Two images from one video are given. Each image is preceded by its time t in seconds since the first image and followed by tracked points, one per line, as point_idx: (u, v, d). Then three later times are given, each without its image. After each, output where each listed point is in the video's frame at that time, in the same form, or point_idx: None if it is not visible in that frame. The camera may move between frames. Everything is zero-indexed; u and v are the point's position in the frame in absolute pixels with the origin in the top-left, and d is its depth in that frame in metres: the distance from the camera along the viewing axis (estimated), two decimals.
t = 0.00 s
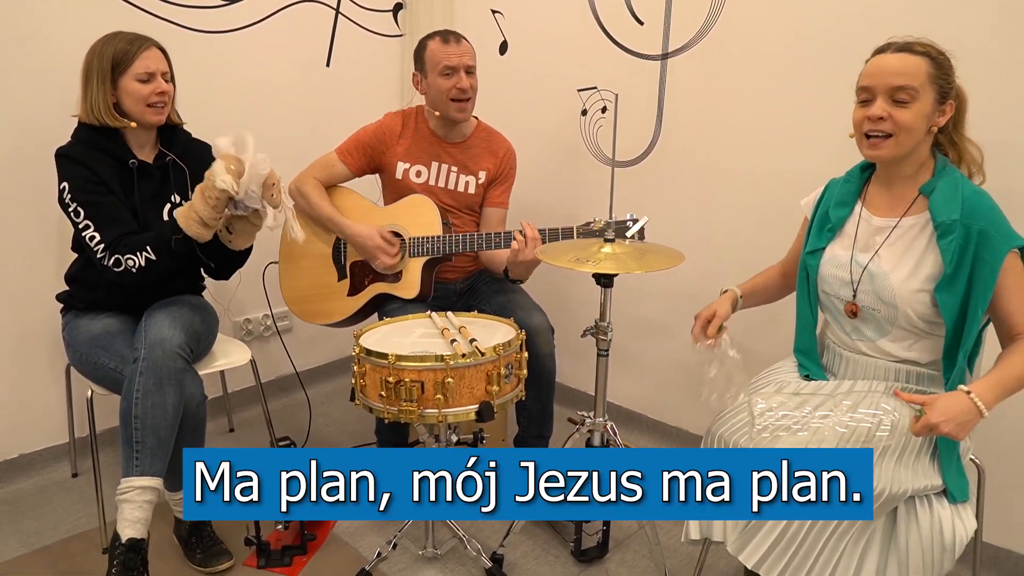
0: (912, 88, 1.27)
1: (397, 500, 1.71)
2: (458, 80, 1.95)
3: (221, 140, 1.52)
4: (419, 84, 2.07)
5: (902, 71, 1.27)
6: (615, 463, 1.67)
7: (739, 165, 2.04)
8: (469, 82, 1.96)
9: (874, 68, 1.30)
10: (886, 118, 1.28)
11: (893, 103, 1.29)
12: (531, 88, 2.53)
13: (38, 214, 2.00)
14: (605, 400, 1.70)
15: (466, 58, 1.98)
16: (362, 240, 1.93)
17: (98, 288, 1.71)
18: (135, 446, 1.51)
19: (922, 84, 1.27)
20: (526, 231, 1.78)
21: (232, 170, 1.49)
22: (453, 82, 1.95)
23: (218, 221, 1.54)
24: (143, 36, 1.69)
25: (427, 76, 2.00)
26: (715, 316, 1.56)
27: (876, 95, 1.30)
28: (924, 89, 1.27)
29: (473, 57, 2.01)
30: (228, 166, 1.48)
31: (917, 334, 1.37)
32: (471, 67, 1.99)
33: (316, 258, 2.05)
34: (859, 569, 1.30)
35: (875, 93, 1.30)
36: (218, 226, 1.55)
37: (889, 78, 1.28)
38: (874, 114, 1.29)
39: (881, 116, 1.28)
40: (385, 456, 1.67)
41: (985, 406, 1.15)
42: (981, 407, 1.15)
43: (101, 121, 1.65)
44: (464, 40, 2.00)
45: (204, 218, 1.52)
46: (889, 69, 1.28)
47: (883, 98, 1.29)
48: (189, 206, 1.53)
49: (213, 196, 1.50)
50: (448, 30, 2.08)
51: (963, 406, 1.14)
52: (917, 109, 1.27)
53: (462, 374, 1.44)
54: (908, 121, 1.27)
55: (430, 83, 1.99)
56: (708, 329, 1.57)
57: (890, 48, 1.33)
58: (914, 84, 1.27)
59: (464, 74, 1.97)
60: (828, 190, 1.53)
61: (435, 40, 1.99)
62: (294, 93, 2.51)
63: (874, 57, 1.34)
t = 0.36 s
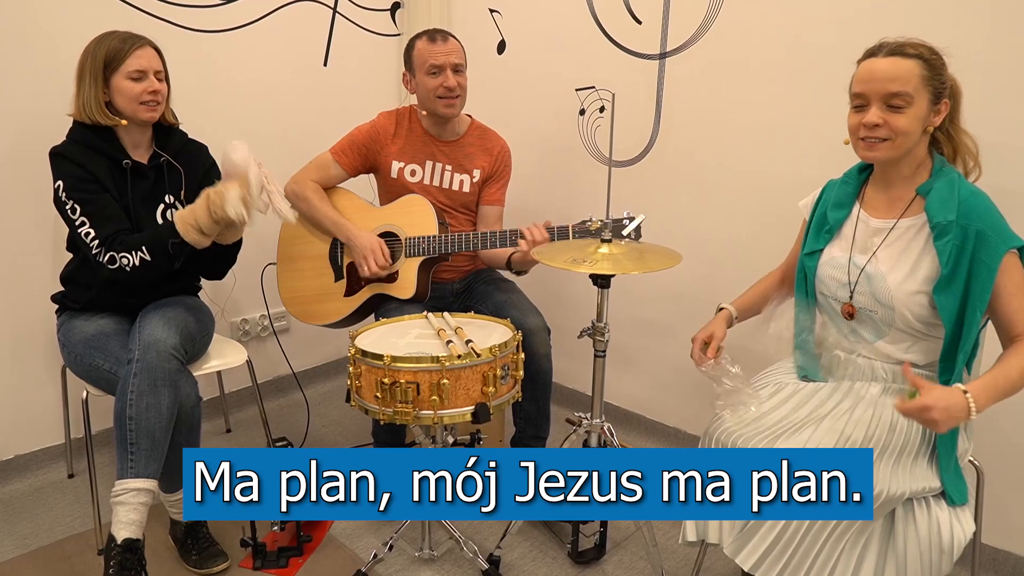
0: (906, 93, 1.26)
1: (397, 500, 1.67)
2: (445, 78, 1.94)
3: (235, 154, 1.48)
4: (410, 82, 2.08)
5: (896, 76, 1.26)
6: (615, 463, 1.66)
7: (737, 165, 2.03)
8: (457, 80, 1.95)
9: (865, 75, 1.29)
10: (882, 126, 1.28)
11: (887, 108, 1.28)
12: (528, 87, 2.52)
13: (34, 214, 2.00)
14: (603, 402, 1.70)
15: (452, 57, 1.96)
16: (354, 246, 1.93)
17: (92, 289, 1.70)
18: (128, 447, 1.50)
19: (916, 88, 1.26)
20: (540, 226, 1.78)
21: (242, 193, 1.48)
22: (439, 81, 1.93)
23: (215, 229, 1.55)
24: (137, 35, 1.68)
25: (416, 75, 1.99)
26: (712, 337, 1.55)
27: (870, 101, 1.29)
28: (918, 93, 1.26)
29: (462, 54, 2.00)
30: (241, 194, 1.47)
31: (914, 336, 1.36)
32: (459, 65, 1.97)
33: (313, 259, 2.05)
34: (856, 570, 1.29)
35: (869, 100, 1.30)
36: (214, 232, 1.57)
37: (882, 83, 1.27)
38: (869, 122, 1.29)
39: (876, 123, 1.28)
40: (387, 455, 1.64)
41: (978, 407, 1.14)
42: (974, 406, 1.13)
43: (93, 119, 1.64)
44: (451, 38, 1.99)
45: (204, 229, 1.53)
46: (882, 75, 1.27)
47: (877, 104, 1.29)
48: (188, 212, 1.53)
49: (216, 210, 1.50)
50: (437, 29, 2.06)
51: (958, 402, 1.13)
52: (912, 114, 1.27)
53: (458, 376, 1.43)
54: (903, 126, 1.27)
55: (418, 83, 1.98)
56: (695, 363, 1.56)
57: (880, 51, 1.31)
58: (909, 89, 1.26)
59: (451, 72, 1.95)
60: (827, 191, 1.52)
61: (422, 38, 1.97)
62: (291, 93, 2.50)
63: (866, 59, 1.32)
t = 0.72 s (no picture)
0: (900, 93, 1.24)
1: (397, 500, 1.66)
2: (437, 77, 1.92)
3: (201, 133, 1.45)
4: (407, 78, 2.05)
5: (888, 76, 1.24)
6: (615, 463, 1.65)
7: (732, 165, 2.02)
8: (449, 80, 1.93)
9: (859, 76, 1.27)
10: (879, 127, 1.26)
11: (882, 109, 1.26)
12: (522, 87, 2.51)
13: (23, 215, 1.98)
14: (594, 404, 1.69)
15: (446, 55, 1.93)
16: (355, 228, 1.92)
17: (79, 292, 1.68)
18: (113, 450, 1.48)
19: (909, 87, 1.24)
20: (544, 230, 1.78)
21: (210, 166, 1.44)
22: (432, 79, 1.92)
23: (192, 216, 1.51)
24: (123, 33, 1.68)
25: (411, 72, 1.98)
26: (700, 332, 1.53)
27: (865, 103, 1.28)
28: (912, 91, 1.25)
29: (458, 51, 1.97)
30: (206, 163, 1.43)
31: (907, 339, 1.34)
32: (453, 64, 1.94)
33: (305, 257, 2.03)
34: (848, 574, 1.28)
35: (863, 102, 1.28)
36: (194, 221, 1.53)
37: (876, 86, 1.25)
38: (866, 124, 1.27)
39: (872, 125, 1.26)
40: (386, 455, 1.62)
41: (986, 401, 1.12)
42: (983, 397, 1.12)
43: (77, 118, 1.63)
44: (447, 33, 1.96)
45: (179, 215, 1.50)
46: (876, 75, 1.25)
47: (871, 105, 1.27)
48: (164, 201, 1.50)
49: (189, 191, 1.48)
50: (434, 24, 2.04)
51: (968, 395, 1.11)
52: (908, 113, 1.25)
53: (444, 379, 1.42)
54: (900, 126, 1.25)
55: (413, 80, 1.97)
56: (682, 357, 1.55)
57: (871, 51, 1.29)
58: (902, 88, 1.24)
59: (443, 70, 1.93)
60: (818, 189, 1.50)
61: (417, 35, 1.95)
62: (284, 92, 2.48)
63: (857, 61, 1.30)
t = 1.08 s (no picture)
0: (896, 87, 1.23)
1: (397, 500, 1.64)
2: (432, 75, 1.90)
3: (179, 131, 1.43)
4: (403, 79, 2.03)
5: (887, 70, 1.23)
6: (615, 463, 1.63)
7: (728, 165, 2.00)
8: (444, 78, 1.91)
9: (859, 67, 1.26)
10: (869, 119, 1.24)
11: (875, 103, 1.25)
12: (517, 87, 2.50)
13: (13, 215, 1.97)
14: (586, 407, 1.67)
15: (443, 54, 1.91)
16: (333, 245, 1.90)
17: (68, 294, 1.66)
18: (101, 454, 1.46)
19: (906, 84, 1.23)
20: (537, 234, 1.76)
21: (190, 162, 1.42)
22: (426, 78, 1.90)
23: (177, 217, 1.50)
24: (114, 33, 1.66)
25: (407, 72, 1.96)
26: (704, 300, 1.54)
27: (860, 94, 1.26)
28: (909, 90, 1.23)
29: (455, 51, 1.94)
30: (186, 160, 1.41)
31: (902, 341, 1.33)
32: (449, 64, 1.92)
33: (298, 259, 2.02)
34: None
35: (859, 94, 1.26)
36: (180, 222, 1.51)
37: (873, 77, 1.24)
38: (856, 115, 1.25)
39: (863, 116, 1.24)
40: (385, 454, 1.60)
41: (987, 426, 1.11)
42: (983, 428, 1.10)
43: (66, 118, 1.61)
44: (445, 34, 1.94)
45: (164, 215, 1.48)
46: (874, 68, 1.24)
47: (866, 97, 1.25)
48: (148, 203, 1.49)
49: (171, 191, 1.45)
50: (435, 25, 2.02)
51: (966, 426, 1.10)
52: (901, 110, 1.23)
53: (435, 383, 1.40)
54: (891, 122, 1.23)
55: (409, 80, 1.96)
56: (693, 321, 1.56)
57: (877, 47, 1.28)
58: (898, 84, 1.22)
59: (438, 70, 1.91)
60: (814, 192, 1.48)
61: (416, 34, 1.94)
62: (278, 92, 2.47)
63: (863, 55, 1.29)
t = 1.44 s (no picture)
0: (892, 92, 1.23)
1: (397, 500, 1.64)
2: (417, 80, 1.91)
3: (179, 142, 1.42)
4: (389, 83, 2.03)
5: (882, 76, 1.23)
6: (615, 463, 1.65)
7: (723, 168, 2.00)
8: (430, 83, 1.91)
9: (849, 75, 1.26)
10: (869, 126, 1.24)
11: (873, 108, 1.24)
12: (514, 89, 2.50)
13: (11, 217, 1.98)
14: (582, 408, 1.69)
15: (428, 58, 1.91)
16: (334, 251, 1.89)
17: (65, 295, 1.66)
18: (99, 455, 1.47)
19: (901, 89, 1.23)
20: (530, 234, 1.77)
21: (189, 175, 1.43)
22: (412, 83, 1.91)
23: (178, 224, 1.52)
24: (108, 34, 1.66)
25: (393, 76, 1.97)
26: (694, 348, 1.53)
27: (855, 101, 1.25)
28: (903, 93, 1.23)
29: (442, 56, 1.95)
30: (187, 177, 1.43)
31: (898, 344, 1.33)
32: (435, 68, 1.92)
33: (293, 262, 2.02)
34: None
35: (853, 100, 1.26)
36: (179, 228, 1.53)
37: (868, 83, 1.23)
38: (856, 122, 1.24)
39: (863, 122, 1.24)
40: (385, 454, 1.60)
41: (976, 416, 1.11)
42: (969, 414, 1.10)
43: (66, 122, 1.62)
44: (431, 38, 1.94)
45: (165, 223, 1.50)
46: (866, 74, 1.23)
47: (863, 104, 1.25)
48: (148, 209, 1.50)
49: (172, 203, 1.48)
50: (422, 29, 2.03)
51: (951, 411, 1.10)
52: (898, 114, 1.24)
53: (430, 385, 1.41)
54: (890, 127, 1.24)
55: (395, 84, 1.96)
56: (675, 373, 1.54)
57: (862, 52, 1.28)
58: (894, 88, 1.23)
59: (424, 75, 1.91)
60: (809, 198, 1.49)
61: (401, 39, 1.94)
62: (275, 93, 2.47)
63: (847, 62, 1.29)
